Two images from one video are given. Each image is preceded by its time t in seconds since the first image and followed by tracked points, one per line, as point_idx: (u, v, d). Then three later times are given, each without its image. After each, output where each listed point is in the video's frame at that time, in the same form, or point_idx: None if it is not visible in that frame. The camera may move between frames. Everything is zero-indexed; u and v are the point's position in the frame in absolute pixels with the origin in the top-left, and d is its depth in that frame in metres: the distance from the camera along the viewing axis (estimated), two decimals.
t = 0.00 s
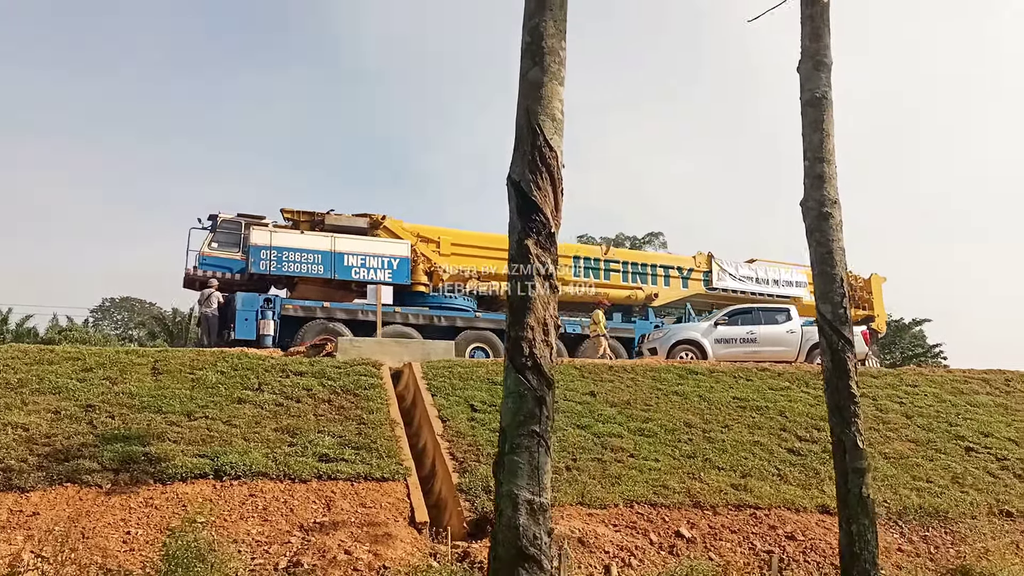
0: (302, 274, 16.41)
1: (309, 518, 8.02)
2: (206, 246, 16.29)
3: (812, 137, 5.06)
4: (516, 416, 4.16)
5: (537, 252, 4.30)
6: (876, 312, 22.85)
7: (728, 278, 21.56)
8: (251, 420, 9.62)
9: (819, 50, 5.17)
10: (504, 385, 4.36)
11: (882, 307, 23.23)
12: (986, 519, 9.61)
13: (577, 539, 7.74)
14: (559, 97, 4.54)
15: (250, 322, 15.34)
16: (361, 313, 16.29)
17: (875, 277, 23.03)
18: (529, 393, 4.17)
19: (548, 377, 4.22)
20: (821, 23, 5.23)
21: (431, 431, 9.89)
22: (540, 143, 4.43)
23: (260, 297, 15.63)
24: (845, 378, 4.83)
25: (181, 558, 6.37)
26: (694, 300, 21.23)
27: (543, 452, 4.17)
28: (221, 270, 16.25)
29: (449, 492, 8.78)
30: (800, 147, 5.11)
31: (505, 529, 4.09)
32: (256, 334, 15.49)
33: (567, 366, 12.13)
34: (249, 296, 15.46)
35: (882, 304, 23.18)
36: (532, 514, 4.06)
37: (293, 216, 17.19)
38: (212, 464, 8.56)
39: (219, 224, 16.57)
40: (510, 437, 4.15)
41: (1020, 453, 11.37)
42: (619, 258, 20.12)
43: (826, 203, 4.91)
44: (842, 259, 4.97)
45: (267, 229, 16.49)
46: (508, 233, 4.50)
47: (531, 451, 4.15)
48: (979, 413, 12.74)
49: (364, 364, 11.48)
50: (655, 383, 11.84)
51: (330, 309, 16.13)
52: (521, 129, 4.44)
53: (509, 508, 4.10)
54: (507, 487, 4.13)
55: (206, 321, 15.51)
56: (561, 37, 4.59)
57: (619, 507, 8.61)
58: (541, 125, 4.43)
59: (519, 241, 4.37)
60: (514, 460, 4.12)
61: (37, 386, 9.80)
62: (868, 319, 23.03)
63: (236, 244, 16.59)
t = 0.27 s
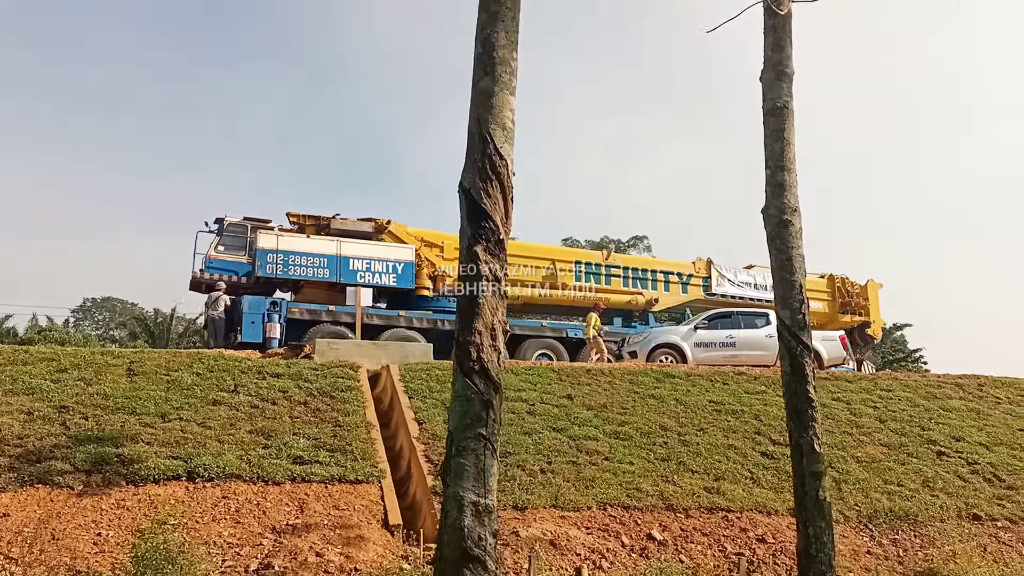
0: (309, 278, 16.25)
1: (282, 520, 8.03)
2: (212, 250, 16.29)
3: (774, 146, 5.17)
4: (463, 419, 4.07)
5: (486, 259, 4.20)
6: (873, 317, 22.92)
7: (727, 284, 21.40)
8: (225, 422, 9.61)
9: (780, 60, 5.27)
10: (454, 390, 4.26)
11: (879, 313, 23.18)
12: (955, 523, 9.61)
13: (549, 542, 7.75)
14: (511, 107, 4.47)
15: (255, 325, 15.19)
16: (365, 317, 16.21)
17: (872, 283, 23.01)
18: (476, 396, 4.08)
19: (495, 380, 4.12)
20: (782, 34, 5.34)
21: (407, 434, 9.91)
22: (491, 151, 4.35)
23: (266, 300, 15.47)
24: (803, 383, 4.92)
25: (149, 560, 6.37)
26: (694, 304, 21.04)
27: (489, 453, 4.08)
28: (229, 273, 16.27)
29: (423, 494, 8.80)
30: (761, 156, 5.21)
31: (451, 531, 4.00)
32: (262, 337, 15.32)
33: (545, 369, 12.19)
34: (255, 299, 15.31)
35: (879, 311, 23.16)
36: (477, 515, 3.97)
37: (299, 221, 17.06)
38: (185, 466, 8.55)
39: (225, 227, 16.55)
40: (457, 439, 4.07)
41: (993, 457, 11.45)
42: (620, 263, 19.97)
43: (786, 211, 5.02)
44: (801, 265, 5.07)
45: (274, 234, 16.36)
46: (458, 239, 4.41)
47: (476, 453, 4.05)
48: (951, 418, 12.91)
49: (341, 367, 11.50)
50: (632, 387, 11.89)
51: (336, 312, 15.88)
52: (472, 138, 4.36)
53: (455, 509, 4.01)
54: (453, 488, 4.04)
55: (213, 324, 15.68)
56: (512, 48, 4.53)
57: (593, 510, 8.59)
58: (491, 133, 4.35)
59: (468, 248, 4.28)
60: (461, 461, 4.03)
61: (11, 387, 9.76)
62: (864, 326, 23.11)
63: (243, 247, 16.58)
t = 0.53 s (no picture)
0: (312, 281, 16.21)
1: (254, 522, 8.03)
2: (215, 252, 16.02)
3: (735, 152, 5.28)
4: (415, 422, 3.96)
5: (439, 264, 4.07)
6: (866, 320, 23.10)
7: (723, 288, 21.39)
8: (199, 423, 9.60)
9: (741, 68, 5.41)
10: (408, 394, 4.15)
11: (872, 315, 23.39)
12: (923, 522, 9.57)
13: (521, 542, 7.76)
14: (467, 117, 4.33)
15: (260, 327, 14.77)
16: (368, 320, 16.06)
17: (865, 285, 23.20)
18: (428, 400, 3.97)
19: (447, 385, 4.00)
20: (744, 43, 5.47)
21: (382, 436, 9.93)
22: (445, 159, 4.21)
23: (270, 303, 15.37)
24: (763, 385, 5.03)
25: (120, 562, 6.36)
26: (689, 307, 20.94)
27: (441, 457, 3.97)
28: (232, 276, 15.94)
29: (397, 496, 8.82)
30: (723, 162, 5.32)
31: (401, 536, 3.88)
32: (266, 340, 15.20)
33: (521, 369, 12.27)
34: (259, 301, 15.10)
35: (871, 313, 23.36)
36: (427, 519, 3.86)
37: (302, 224, 17.11)
38: (158, 468, 8.53)
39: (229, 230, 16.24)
40: (409, 442, 3.97)
41: (960, 456, 11.52)
42: (617, 266, 19.85)
43: (747, 216, 5.13)
44: (761, 269, 5.19)
45: (278, 236, 16.26)
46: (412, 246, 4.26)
47: (430, 456, 3.94)
48: (921, 418, 13.01)
49: (316, 368, 11.52)
50: (606, 387, 11.99)
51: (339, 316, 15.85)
52: (426, 147, 4.22)
53: (405, 513, 3.90)
54: (404, 490, 3.94)
55: (217, 326, 15.31)
56: (469, 57, 4.42)
57: (565, 510, 8.61)
58: (445, 142, 4.20)
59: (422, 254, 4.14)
60: (412, 463, 3.93)
61: None
62: (857, 327, 23.28)
63: (246, 250, 16.27)
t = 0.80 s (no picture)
0: (306, 282, 15.85)
1: (219, 521, 7.96)
2: (209, 252, 16.00)
3: (694, 151, 5.37)
4: (366, 419, 3.99)
5: (390, 263, 4.09)
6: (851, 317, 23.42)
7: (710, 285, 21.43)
8: (163, 422, 9.49)
9: (699, 67, 5.51)
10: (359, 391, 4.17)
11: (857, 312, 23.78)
12: (883, 516, 9.12)
13: (487, 538, 7.71)
14: (418, 117, 4.36)
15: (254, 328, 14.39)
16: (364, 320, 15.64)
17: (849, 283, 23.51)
18: (379, 398, 3.99)
19: (398, 382, 4.03)
20: (702, 42, 5.57)
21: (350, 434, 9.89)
22: (396, 159, 4.24)
23: (265, 303, 14.95)
24: (719, 380, 5.12)
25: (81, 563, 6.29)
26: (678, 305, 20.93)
27: (392, 454, 4.00)
28: (226, 276, 15.91)
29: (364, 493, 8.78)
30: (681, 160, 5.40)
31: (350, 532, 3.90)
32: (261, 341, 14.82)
33: (490, 366, 12.29)
34: (254, 300, 14.85)
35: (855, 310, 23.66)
36: (377, 515, 3.89)
37: (295, 224, 16.79)
38: (121, 467, 8.43)
39: (222, 230, 16.18)
40: (360, 439, 3.99)
41: (924, 450, 11.00)
42: (607, 265, 19.91)
43: (705, 214, 5.21)
44: (719, 265, 5.27)
45: (272, 236, 15.98)
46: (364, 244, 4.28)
47: (380, 453, 3.97)
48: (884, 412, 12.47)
49: (283, 366, 11.45)
50: (576, 384, 12.04)
51: (333, 315, 15.41)
52: (377, 146, 4.25)
53: (355, 509, 3.92)
54: (354, 487, 3.96)
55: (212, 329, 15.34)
56: (421, 57, 4.44)
57: (531, 506, 8.61)
58: (396, 141, 4.23)
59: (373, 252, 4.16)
60: (363, 460, 3.96)
61: None
62: (842, 325, 23.67)
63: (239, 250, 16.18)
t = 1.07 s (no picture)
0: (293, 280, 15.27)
1: (176, 521, 7.83)
2: (194, 251, 15.74)
3: (648, 148, 5.45)
4: (316, 417, 3.98)
5: (340, 259, 4.08)
6: (827, 312, 23.97)
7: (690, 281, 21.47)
8: (119, 421, 9.31)
9: (654, 66, 5.60)
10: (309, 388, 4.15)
11: (833, 309, 24.25)
12: (838, 507, 8.51)
13: (448, 534, 7.61)
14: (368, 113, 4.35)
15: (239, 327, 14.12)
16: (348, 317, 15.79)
17: (826, 280, 23.96)
18: (329, 396, 3.99)
19: (349, 379, 4.03)
20: (657, 41, 5.66)
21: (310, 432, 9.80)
22: (345, 155, 4.22)
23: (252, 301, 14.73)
24: (674, 374, 5.21)
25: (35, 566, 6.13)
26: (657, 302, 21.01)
27: (342, 451, 4.00)
28: (212, 274, 15.65)
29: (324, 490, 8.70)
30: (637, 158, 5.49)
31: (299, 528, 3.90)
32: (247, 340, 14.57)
33: (453, 363, 12.27)
34: (239, 300, 14.64)
35: (831, 305, 24.20)
36: (327, 512, 3.90)
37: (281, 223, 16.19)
38: (75, 467, 8.25)
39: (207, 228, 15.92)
40: (310, 436, 3.98)
41: (880, 442, 10.25)
42: (591, 262, 19.93)
43: (660, 210, 5.30)
44: (674, 261, 5.36)
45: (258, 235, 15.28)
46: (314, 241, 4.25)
47: (330, 450, 3.96)
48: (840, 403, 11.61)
49: (243, 364, 11.31)
50: (539, 379, 12.08)
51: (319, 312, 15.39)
52: (327, 143, 4.24)
53: (304, 506, 3.92)
54: (304, 483, 3.95)
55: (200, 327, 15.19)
56: (371, 54, 4.43)
57: (493, 501, 8.49)
58: (345, 138, 4.21)
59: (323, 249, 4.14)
60: (313, 457, 3.95)
61: None
62: (820, 320, 24.15)
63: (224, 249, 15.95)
